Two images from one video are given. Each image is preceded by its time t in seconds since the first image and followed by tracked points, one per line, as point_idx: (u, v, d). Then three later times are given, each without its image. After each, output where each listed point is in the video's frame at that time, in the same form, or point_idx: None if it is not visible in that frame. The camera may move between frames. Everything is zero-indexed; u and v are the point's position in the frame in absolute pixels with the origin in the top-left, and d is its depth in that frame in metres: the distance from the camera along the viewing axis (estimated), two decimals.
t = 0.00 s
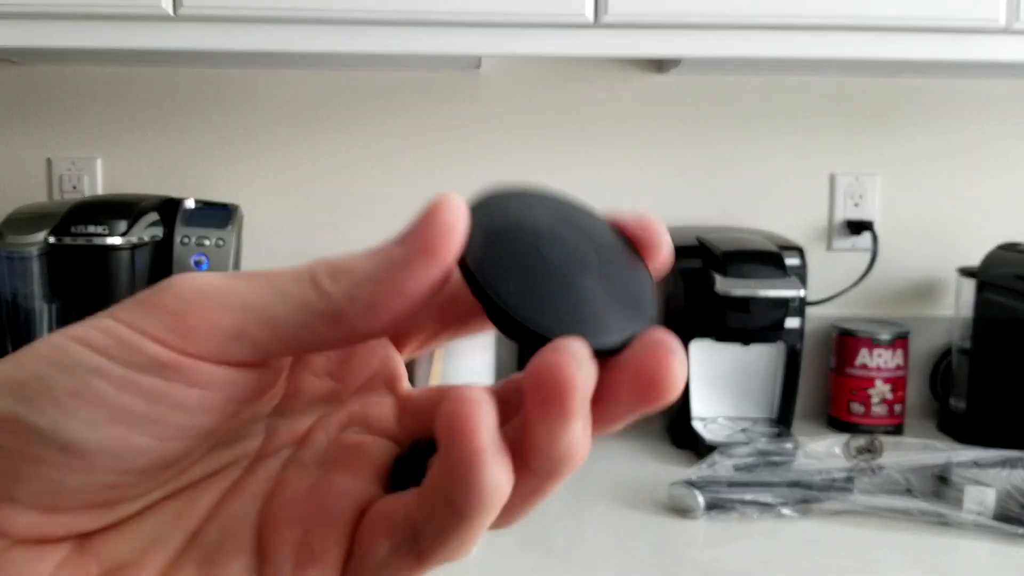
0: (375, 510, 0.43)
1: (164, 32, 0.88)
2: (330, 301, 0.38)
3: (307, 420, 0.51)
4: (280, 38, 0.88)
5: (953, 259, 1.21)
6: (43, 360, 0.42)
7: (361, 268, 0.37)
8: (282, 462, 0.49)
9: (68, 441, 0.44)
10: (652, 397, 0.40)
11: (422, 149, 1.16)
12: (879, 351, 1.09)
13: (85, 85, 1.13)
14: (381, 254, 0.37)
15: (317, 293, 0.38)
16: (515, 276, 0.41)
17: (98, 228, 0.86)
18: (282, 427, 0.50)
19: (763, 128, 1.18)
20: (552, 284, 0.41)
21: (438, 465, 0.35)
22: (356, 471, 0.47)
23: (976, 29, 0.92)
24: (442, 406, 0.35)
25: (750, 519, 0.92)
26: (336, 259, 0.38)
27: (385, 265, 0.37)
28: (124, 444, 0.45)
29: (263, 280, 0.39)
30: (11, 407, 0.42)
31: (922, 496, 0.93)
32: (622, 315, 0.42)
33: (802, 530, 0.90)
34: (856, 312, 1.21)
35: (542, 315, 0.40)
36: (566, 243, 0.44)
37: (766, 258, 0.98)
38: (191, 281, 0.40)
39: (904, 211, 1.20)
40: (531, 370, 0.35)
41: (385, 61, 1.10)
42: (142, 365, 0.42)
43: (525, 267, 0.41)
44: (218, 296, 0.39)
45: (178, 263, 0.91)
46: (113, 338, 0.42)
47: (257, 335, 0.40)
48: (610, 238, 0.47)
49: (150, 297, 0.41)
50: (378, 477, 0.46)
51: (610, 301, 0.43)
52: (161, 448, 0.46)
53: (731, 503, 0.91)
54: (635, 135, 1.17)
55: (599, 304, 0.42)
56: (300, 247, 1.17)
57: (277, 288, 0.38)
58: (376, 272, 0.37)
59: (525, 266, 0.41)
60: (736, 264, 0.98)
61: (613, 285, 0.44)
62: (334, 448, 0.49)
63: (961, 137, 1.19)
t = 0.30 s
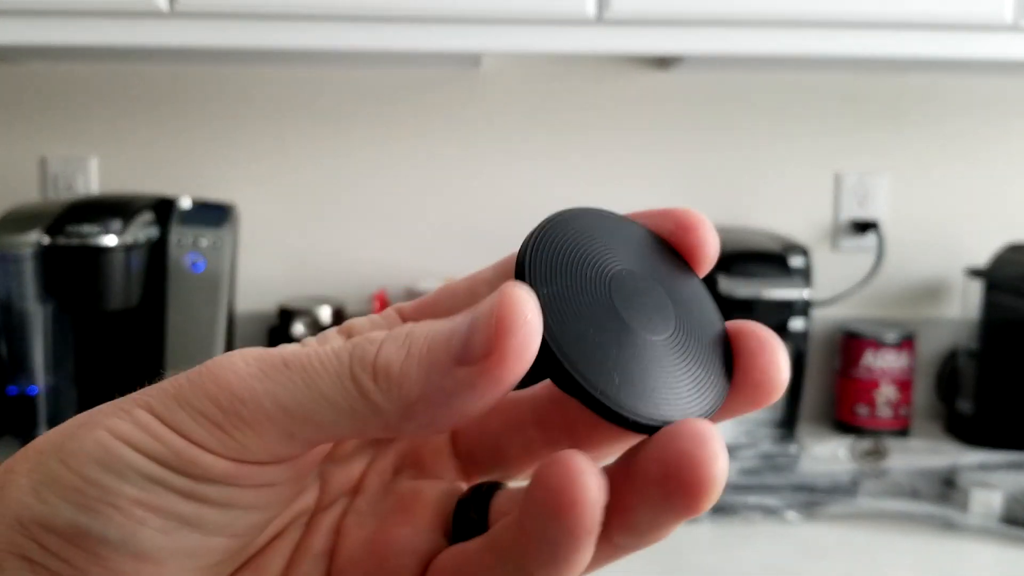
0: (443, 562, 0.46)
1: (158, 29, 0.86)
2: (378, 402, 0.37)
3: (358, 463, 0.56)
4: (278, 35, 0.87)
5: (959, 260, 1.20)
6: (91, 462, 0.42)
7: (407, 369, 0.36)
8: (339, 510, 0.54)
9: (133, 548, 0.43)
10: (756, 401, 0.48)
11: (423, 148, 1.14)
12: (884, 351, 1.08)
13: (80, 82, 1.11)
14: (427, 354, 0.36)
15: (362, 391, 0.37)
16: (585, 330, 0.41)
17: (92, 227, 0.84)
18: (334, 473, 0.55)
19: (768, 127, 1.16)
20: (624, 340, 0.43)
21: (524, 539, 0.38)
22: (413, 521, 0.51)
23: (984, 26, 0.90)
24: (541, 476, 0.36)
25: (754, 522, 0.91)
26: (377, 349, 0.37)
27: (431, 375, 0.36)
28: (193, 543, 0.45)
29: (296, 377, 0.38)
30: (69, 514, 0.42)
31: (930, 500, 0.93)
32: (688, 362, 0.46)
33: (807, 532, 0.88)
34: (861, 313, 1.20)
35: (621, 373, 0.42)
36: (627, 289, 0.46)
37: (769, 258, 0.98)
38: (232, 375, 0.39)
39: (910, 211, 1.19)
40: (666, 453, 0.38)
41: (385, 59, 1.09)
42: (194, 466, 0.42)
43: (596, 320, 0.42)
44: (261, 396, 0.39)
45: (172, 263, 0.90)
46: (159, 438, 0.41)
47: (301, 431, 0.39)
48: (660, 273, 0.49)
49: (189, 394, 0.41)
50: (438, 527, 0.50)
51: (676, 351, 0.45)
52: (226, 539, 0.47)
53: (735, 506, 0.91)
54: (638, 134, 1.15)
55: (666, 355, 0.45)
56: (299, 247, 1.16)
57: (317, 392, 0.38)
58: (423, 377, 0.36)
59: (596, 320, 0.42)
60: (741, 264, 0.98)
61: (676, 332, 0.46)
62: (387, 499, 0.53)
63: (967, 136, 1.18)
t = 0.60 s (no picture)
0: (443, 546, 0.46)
1: (158, 29, 0.86)
2: (390, 370, 0.37)
3: (370, 453, 0.55)
4: (276, 34, 0.87)
5: (960, 260, 1.20)
6: (99, 458, 0.42)
7: (421, 332, 0.36)
8: (351, 503, 0.54)
9: (146, 545, 0.44)
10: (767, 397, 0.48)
11: (423, 147, 1.14)
12: (885, 352, 1.07)
13: (80, 82, 1.11)
14: (440, 317, 0.36)
15: (375, 361, 0.37)
16: (604, 288, 0.41)
17: (92, 228, 0.83)
18: (345, 465, 0.54)
19: (768, 126, 1.16)
20: (641, 302, 0.43)
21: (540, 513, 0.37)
22: (416, 508, 0.51)
23: (984, 26, 0.90)
24: (573, 443, 0.35)
25: (755, 523, 0.91)
26: (387, 317, 0.37)
27: (445, 338, 0.36)
28: (207, 537, 0.46)
29: (304, 358, 0.38)
30: (78, 513, 0.42)
31: (928, 500, 0.94)
32: (702, 333, 0.46)
33: (810, 534, 0.88)
34: (861, 313, 1.20)
35: (641, 330, 0.41)
36: (639, 259, 0.46)
37: (769, 258, 0.98)
38: (238, 358, 0.40)
39: (910, 211, 1.19)
40: (697, 430, 0.37)
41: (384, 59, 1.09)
42: (206, 459, 0.43)
43: (614, 283, 0.42)
44: (268, 377, 0.39)
45: (172, 264, 0.90)
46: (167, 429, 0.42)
47: (312, 408, 0.40)
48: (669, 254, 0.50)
49: (196, 383, 0.41)
50: (441, 509, 0.50)
51: (690, 320, 0.46)
52: (239, 532, 0.48)
53: (735, 507, 0.91)
54: (638, 134, 1.15)
55: (682, 323, 0.45)
56: (298, 247, 1.15)
57: (327, 366, 0.38)
58: (436, 341, 0.36)
59: (614, 280, 0.42)
60: (742, 264, 0.98)
61: (689, 303, 0.47)
62: (395, 487, 0.54)
63: (968, 135, 1.18)
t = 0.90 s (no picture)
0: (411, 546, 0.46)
1: (158, 29, 0.86)
2: (358, 368, 0.37)
3: (344, 451, 0.56)
4: (276, 34, 0.86)
5: (961, 260, 1.20)
6: (67, 456, 0.42)
7: (390, 328, 0.36)
8: (323, 501, 0.54)
9: (115, 544, 0.44)
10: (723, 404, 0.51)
11: (423, 147, 1.14)
12: (885, 351, 1.07)
13: (80, 82, 1.11)
14: (410, 314, 0.36)
15: (343, 358, 0.37)
16: (576, 289, 0.41)
17: (92, 227, 0.83)
18: (321, 461, 0.54)
19: (768, 125, 1.16)
20: (613, 306, 0.43)
21: (505, 517, 0.38)
22: (389, 507, 0.51)
23: (985, 26, 0.90)
24: (537, 448, 0.36)
25: (754, 523, 0.90)
26: (355, 313, 0.37)
27: (415, 334, 0.36)
28: (177, 536, 0.46)
29: (269, 355, 0.38)
30: (46, 511, 0.42)
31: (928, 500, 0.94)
32: (670, 341, 0.46)
33: (810, 534, 0.88)
34: (862, 313, 1.20)
35: (611, 333, 0.41)
36: (613, 262, 0.46)
37: (770, 257, 0.98)
38: (207, 356, 0.40)
39: (911, 210, 1.18)
40: (656, 438, 0.38)
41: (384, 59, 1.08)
42: (175, 457, 0.43)
43: (587, 285, 0.42)
44: (236, 376, 0.39)
45: (172, 264, 0.90)
46: (136, 428, 0.42)
47: (280, 405, 0.40)
48: (642, 261, 0.50)
49: (164, 381, 0.41)
50: (414, 509, 0.50)
51: (659, 326, 0.46)
52: (211, 530, 0.48)
53: (735, 507, 0.90)
54: (639, 133, 1.15)
55: (652, 328, 0.45)
56: (298, 247, 1.15)
57: (294, 361, 0.38)
58: (406, 338, 0.36)
59: (587, 282, 0.42)
60: (742, 263, 0.97)
61: (658, 310, 0.47)
62: (367, 485, 0.54)
63: (968, 135, 1.17)
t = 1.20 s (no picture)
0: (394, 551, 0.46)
1: (158, 29, 0.86)
2: (336, 369, 0.37)
3: (337, 459, 0.56)
4: (276, 34, 0.87)
5: (961, 261, 1.20)
6: (49, 458, 0.42)
7: (367, 327, 0.36)
8: (314, 507, 0.54)
9: (97, 548, 0.44)
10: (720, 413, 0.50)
11: (423, 147, 1.14)
12: (885, 351, 1.07)
13: (79, 82, 1.11)
14: (386, 314, 0.36)
15: (319, 358, 0.37)
16: (558, 289, 0.41)
17: (92, 227, 0.83)
18: (312, 470, 0.55)
19: (768, 125, 1.16)
20: (597, 306, 0.43)
21: (480, 520, 0.38)
22: (376, 514, 0.51)
23: (984, 26, 0.90)
24: (511, 451, 0.36)
25: (754, 523, 0.90)
26: (332, 313, 0.37)
27: (391, 334, 0.36)
28: (159, 540, 0.47)
29: (248, 357, 0.38)
30: (28, 515, 0.43)
31: (930, 500, 0.94)
32: (659, 342, 0.46)
33: (811, 535, 0.87)
34: (862, 313, 1.20)
35: (592, 335, 0.41)
36: (601, 262, 0.46)
37: (769, 257, 0.98)
38: (187, 358, 0.40)
39: (910, 211, 1.19)
40: (636, 442, 0.38)
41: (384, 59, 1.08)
42: (156, 460, 0.43)
43: (569, 285, 0.42)
44: (215, 379, 0.39)
45: (172, 264, 0.90)
46: (118, 431, 0.42)
47: (259, 408, 0.40)
48: (637, 262, 0.50)
49: (145, 383, 0.41)
50: (398, 517, 0.51)
51: (648, 327, 0.45)
52: (194, 535, 0.48)
53: (735, 506, 0.90)
54: (639, 133, 1.15)
55: (638, 329, 0.44)
56: (298, 247, 1.15)
57: (273, 364, 0.38)
58: (383, 338, 0.36)
59: (569, 281, 0.42)
60: (741, 263, 0.98)
61: (649, 310, 0.46)
62: (358, 493, 0.54)
63: (968, 135, 1.17)
